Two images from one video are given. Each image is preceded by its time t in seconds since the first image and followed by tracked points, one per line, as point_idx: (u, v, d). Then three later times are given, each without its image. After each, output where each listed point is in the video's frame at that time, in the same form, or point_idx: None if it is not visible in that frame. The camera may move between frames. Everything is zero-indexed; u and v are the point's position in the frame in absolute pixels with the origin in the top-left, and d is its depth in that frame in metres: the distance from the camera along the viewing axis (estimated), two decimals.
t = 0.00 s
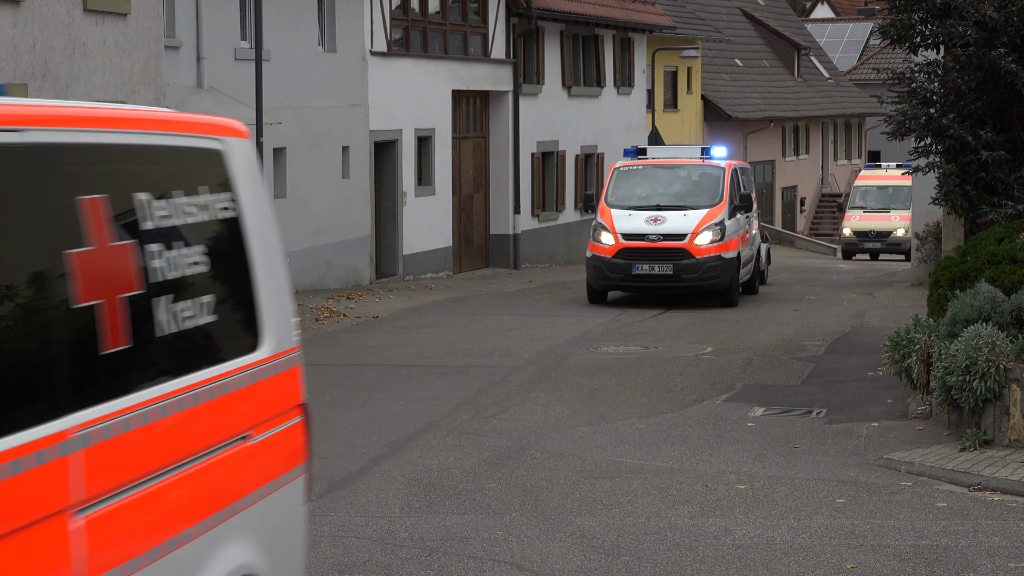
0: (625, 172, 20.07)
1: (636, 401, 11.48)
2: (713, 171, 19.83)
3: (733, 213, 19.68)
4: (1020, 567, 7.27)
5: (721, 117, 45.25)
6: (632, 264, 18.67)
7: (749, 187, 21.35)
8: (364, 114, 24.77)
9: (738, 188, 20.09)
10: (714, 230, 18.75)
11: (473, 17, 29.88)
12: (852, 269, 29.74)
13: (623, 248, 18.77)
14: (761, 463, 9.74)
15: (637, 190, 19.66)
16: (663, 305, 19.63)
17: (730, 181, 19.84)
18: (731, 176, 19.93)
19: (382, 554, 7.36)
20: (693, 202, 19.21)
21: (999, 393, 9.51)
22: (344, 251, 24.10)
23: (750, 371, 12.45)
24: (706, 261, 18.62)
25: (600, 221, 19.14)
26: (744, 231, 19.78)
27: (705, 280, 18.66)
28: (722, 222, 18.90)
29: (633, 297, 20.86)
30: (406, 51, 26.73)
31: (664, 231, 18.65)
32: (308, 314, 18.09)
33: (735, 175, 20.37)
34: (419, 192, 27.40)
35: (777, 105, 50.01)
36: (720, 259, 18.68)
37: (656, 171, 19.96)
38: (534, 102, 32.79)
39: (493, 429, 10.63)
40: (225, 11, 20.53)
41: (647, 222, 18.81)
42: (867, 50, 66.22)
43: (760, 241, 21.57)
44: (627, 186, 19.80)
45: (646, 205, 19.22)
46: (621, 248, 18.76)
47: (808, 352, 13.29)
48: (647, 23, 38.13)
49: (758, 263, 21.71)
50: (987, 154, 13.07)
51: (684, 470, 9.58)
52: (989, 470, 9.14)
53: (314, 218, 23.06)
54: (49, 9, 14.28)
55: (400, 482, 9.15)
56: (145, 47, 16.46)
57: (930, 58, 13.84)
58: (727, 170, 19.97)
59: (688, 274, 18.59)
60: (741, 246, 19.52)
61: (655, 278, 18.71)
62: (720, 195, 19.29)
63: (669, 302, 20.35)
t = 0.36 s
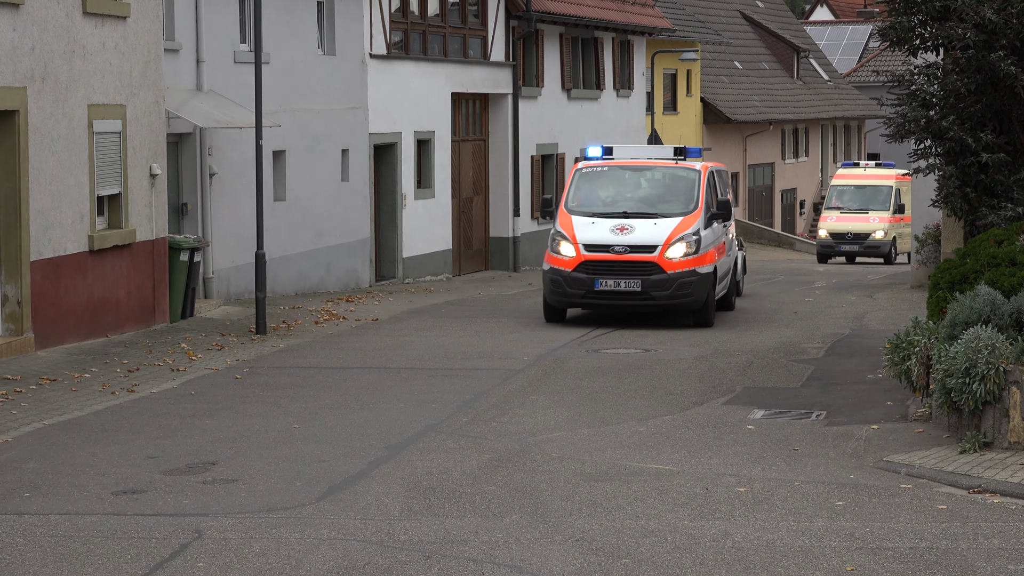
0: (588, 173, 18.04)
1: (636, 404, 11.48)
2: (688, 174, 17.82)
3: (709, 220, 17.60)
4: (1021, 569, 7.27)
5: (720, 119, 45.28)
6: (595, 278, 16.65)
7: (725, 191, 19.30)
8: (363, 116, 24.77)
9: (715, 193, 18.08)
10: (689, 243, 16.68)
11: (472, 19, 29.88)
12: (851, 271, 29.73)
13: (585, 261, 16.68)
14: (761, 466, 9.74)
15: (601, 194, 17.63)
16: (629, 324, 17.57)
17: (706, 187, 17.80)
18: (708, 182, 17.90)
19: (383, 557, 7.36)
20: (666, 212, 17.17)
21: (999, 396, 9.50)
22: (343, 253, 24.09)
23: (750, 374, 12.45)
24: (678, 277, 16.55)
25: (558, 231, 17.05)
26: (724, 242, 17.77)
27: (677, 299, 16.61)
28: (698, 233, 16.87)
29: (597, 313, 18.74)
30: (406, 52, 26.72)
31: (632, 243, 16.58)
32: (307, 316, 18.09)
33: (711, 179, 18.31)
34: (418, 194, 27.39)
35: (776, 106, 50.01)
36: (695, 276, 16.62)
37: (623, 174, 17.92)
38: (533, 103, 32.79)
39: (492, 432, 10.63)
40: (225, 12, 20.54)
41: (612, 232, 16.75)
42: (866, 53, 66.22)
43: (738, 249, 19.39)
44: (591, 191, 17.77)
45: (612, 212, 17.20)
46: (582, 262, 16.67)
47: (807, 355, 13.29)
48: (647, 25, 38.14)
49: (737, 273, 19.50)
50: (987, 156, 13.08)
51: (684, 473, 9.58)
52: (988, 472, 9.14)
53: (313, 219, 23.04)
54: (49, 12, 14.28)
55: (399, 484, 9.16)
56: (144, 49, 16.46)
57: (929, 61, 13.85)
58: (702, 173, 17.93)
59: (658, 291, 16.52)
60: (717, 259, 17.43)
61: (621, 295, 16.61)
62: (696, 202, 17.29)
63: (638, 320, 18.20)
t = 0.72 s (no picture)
0: (541, 174, 15.88)
1: (635, 406, 11.48)
2: (656, 176, 15.68)
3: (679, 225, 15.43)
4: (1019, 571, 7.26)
5: (719, 123, 45.33)
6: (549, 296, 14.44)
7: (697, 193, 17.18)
8: (362, 119, 24.78)
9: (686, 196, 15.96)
10: (658, 253, 14.53)
11: (471, 22, 29.88)
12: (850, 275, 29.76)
13: (539, 274, 14.50)
14: (760, 469, 9.74)
15: (558, 199, 15.47)
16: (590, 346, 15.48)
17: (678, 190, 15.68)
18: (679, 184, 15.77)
19: (382, 559, 7.37)
20: (631, 219, 14.99)
21: (998, 399, 9.51)
22: (342, 256, 24.09)
23: (749, 377, 12.47)
24: (646, 290, 14.40)
25: (507, 242, 14.87)
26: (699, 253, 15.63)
27: (644, 317, 14.46)
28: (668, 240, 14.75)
29: (557, 334, 16.54)
30: (405, 56, 26.73)
31: (594, 254, 14.41)
32: (306, 320, 18.08)
33: (682, 180, 16.15)
34: (418, 197, 27.41)
35: (775, 109, 50.05)
36: (665, 289, 14.49)
37: (583, 176, 15.76)
38: (532, 107, 32.80)
39: (492, 434, 10.64)
40: (225, 16, 20.55)
41: (568, 242, 14.60)
42: (865, 56, 66.22)
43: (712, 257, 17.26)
44: (546, 196, 15.59)
45: (569, 220, 15.03)
46: (534, 276, 14.51)
47: (806, 358, 13.30)
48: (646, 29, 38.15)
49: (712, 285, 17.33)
50: (986, 159, 13.10)
51: (684, 476, 9.58)
52: (987, 475, 9.14)
53: (312, 222, 23.05)
54: (49, 15, 14.29)
55: (399, 487, 9.16)
56: (143, 53, 16.48)
57: (928, 64, 13.87)
58: (672, 173, 15.80)
59: (623, 306, 14.38)
60: (690, 269, 15.27)
61: (580, 312, 14.44)
62: (665, 207, 15.14)
63: (602, 341, 16.00)
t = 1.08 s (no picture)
0: (480, 175, 13.33)
1: (634, 411, 11.47)
2: (615, 176, 13.19)
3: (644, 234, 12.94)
4: None
5: (718, 128, 45.36)
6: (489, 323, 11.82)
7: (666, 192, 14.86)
8: (361, 124, 24.78)
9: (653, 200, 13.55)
10: (619, 269, 12.00)
11: (470, 27, 29.87)
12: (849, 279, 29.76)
13: (478, 297, 11.88)
14: (760, 474, 9.73)
15: (500, 204, 12.93)
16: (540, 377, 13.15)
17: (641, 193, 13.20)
18: (644, 186, 13.30)
19: (382, 564, 7.36)
20: (588, 230, 12.46)
21: (997, 404, 9.50)
22: (341, 261, 24.09)
23: (748, 381, 12.46)
24: (606, 313, 11.82)
25: (440, 259, 12.25)
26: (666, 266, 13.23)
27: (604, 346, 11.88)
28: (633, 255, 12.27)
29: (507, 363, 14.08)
30: (404, 61, 26.73)
31: (545, 273, 11.83)
32: (304, 324, 18.07)
33: (646, 180, 13.63)
34: (416, 202, 27.40)
35: (774, 115, 50.07)
36: (628, 310, 11.96)
37: (529, 177, 13.21)
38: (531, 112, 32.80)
39: (491, 439, 10.63)
40: (224, 20, 20.55)
41: (512, 257, 12.02)
42: (864, 60, 66.23)
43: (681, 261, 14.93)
44: (486, 200, 13.03)
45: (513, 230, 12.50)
46: (471, 300, 11.88)
47: (806, 362, 13.30)
48: (645, 34, 38.15)
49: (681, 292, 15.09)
50: (985, 163, 13.09)
51: (683, 480, 9.57)
52: (987, 480, 9.13)
53: (311, 227, 23.03)
54: (48, 19, 14.29)
55: (399, 491, 9.16)
56: (142, 57, 16.47)
57: (928, 68, 13.87)
58: (632, 174, 13.31)
59: (579, 333, 11.79)
60: (656, 285, 12.79)
61: (527, 342, 11.83)
62: (626, 215, 12.66)
63: (562, 372, 13.58)
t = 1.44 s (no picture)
0: (403, 186, 10.93)
1: (633, 418, 11.46)
2: (566, 190, 10.79)
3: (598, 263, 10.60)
4: None
5: (719, 135, 45.38)
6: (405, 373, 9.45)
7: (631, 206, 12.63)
8: (361, 131, 24.79)
9: (610, 216, 11.24)
10: (565, 307, 9.66)
11: (470, 34, 29.89)
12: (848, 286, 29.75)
13: (391, 341, 9.54)
14: (760, 481, 9.73)
15: (428, 218, 10.58)
16: (475, 435, 11.08)
17: (596, 211, 10.83)
18: (599, 202, 10.97)
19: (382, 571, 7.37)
20: (533, 258, 10.07)
21: (997, 410, 9.49)
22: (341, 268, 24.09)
23: (748, 388, 12.46)
24: (550, 363, 9.50)
25: (348, 292, 9.90)
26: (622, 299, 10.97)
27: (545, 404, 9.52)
28: (583, 289, 9.88)
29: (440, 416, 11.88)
30: (404, 68, 26.75)
31: (473, 312, 9.46)
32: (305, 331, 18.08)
33: (603, 194, 11.22)
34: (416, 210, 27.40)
35: (774, 122, 50.10)
36: (577, 358, 9.64)
37: (462, 190, 10.80)
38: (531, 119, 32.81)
39: (491, 447, 10.63)
40: (224, 27, 20.56)
41: (436, 292, 9.65)
42: (864, 67, 66.30)
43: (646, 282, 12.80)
44: (409, 215, 10.64)
45: (438, 256, 10.13)
46: (382, 345, 9.55)
47: (806, 369, 13.29)
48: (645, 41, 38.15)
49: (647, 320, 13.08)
50: (984, 170, 13.11)
51: (683, 488, 9.56)
52: (987, 486, 9.12)
53: (310, 233, 23.03)
54: (48, 27, 14.30)
55: (399, 499, 9.15)
56: (143, 65, 16.48)
57: (927, 76, 13.89)
58: (587, 186, 10.93)
59: (513, 388, 9.42)
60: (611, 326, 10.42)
61: (452, 398, 9.45)
62: (577, 240, 10.28)
63: (500, 430, 11.36)
